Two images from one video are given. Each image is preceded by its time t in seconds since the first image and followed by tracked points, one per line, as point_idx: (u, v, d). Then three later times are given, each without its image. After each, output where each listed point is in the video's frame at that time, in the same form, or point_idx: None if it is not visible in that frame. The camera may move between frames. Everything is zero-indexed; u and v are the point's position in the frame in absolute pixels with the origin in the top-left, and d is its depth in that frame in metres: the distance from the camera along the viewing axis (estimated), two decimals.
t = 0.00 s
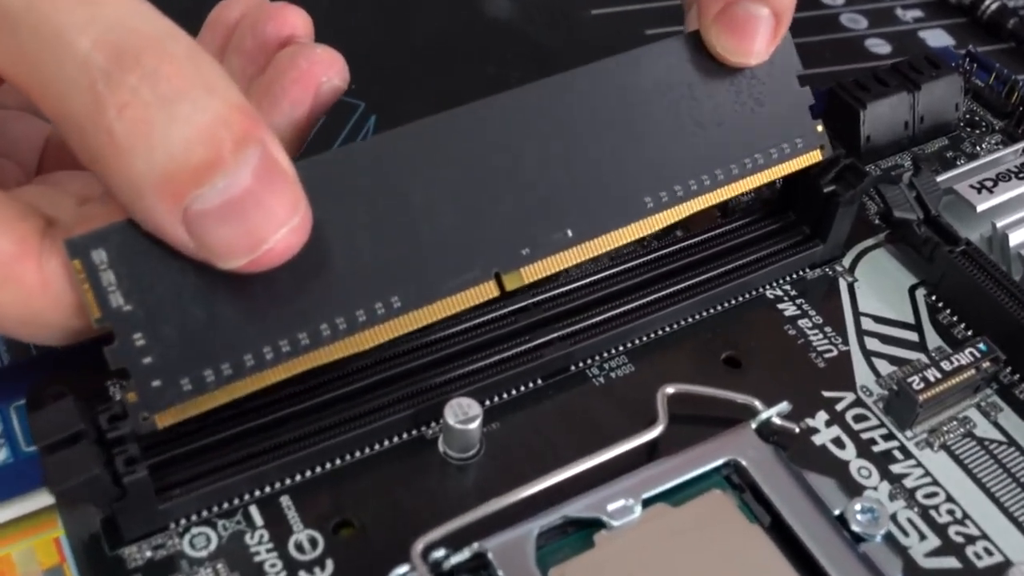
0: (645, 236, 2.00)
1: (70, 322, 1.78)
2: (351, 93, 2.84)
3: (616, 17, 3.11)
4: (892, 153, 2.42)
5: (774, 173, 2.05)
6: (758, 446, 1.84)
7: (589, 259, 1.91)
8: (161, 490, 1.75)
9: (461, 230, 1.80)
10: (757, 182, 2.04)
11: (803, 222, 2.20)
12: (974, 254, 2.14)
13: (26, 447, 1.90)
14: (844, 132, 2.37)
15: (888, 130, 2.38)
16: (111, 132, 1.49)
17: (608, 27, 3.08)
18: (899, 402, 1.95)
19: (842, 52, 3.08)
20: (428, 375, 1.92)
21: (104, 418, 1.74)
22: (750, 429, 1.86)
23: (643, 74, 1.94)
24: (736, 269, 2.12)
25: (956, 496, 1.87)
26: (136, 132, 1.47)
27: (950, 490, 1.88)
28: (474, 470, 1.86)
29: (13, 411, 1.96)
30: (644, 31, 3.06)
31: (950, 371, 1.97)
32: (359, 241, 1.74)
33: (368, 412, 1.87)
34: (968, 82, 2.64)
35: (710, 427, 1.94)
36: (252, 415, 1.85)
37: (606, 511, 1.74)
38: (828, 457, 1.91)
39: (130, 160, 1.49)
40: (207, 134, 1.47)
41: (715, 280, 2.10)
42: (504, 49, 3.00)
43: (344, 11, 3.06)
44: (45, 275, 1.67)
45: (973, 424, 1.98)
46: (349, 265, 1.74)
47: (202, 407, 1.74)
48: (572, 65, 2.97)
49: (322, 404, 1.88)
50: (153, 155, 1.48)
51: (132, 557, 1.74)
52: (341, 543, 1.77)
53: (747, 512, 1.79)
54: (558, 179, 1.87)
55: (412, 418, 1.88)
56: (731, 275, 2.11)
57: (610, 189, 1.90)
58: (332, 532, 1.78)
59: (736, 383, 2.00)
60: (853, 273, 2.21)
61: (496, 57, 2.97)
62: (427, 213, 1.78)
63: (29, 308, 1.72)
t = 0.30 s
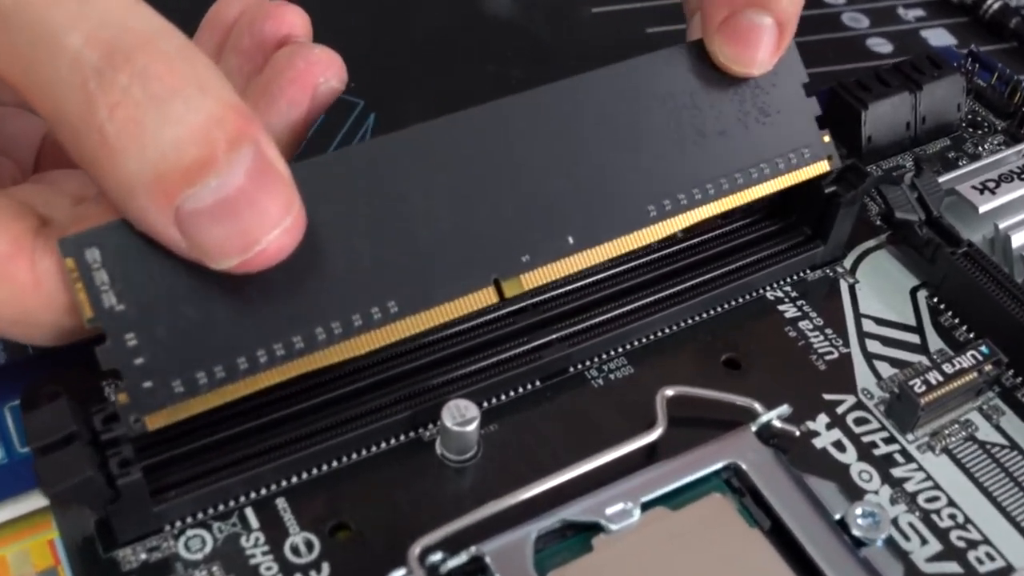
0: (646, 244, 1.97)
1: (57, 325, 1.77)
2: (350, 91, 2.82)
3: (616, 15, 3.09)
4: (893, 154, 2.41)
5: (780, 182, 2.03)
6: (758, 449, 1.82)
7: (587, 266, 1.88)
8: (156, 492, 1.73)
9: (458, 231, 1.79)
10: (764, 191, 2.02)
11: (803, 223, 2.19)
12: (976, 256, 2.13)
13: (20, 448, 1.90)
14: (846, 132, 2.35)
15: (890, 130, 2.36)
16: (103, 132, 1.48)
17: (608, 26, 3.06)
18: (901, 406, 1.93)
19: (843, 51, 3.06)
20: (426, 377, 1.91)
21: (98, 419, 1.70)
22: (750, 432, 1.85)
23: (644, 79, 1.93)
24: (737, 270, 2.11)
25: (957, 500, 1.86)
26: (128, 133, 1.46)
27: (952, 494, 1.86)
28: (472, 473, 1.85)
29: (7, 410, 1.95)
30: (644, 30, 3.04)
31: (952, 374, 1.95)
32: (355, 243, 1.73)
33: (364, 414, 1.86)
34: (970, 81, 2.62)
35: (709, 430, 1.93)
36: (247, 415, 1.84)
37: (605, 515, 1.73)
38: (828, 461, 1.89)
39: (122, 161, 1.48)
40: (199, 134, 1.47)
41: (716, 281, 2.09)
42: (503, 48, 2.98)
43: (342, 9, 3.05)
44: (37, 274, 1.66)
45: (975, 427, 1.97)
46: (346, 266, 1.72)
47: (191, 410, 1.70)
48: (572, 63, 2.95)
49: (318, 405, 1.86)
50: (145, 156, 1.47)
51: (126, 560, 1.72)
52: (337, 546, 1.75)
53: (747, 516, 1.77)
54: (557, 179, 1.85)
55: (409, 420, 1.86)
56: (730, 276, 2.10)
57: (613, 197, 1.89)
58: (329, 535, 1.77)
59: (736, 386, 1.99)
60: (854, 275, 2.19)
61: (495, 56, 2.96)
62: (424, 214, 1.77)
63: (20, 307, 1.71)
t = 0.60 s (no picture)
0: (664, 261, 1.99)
1: (85, 338, 1.79)
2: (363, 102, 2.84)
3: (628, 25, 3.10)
4: (905, 168, 2.42)
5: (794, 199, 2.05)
6: (772, 464, 1.83)
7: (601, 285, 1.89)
8: (175, 506, 1.75)
9: (474, 249, 1.80)
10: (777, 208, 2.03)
11: (816, 237, 2.20)
12: (988, 271, 2.14)
13: (39, 460, 1.91)
14: (858, 147, 2.37)
15: (902, 145, 2.38)
16: (125, 155, 1.50)
17: (620, 36, 3.07)
18: (913, 421, 1.94)
19: (854, 63, 3.07)
20: (442, 392, 1.92)
21: (118, 434, 1.74)
22: (763, 447, 1.86)
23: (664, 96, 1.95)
24: (750, 285, 2.12)
25: (970, 516, 1.87)
26: (150, 156, 1.48)
27: (964, 509, 1.87)
28: (487, 487, 1.86)
29: (25, 422, 1.97)
30: (656, 41, 3.05)
31: (965, 390, 1.96)
32: (372, 262, 1.74)
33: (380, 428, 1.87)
34: (982, 96, 2.63)
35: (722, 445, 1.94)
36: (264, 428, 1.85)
37: (619, 529, 1.74)
38: (842, 476, 1.90)
39: (144, 184, 1.50)
40: (219, 157, 1.48)
41: (729, 296, 2.10)
42: (515, 58, 2.99)
43: (356, 20, 3.06)
44: (59, 294, 1.68)
45: (987, 443, 1.98)
46: (363, 282, 1.74)
47: (212, 428, 1.73)
48: (584, 74, 2.96)
49: (334, 419, 1.88)
50: (166, 178, 1.48)
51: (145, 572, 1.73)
52: (354, 559, 1.77)
53: (761, 532, 1.78)
54: (571, 197, 1.86)
55: (425, 434, 1.88)
56: (744, 291, 2.11)
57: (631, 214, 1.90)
58: (345, 548, 1.78)
59: (749, 400, 2.00)
60: (867, 289, 2.20)
61: (508, 66, 2.97)
62: (440, 233, 1.78)
63: (41, 327, 1.73)
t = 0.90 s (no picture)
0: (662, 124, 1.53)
1: (78, 256, 1.70)
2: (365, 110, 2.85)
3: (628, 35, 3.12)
4: (904, 180, 2.43)
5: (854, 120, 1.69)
6: (770, 475, 1.84)
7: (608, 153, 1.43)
8: (177, 515, 1.76)
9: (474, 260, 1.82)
10: (760, 79, 1.53)
11: (815, 249, 2.21)
12: (986, 282, 2.15)
13: (42, 468, 1.93)
14: (857, 159, 2.38)
15: (901, 158, 2.39)
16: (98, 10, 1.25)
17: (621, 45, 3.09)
18: (911, 433, 1.96)
19: (854, 72, 3.08)
20: (443, 402, 1.93)
21: (121, 444, 1.76)
22: (763, 458, 1.87)
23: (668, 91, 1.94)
24: (750, 296, 2.13)
25: (967, 527, 1.88)
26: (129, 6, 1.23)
27: (961, 520, 1.89)
28: (487, 497, 1.87)
29: (29, 432, 1.98)
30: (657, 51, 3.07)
31: (962, 401, 1.97)
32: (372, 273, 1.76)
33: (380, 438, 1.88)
34: (982, 107, 2.64)
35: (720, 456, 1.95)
36: (266, 439, 1.87)
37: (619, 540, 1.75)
38: (840, 487, 1.91)
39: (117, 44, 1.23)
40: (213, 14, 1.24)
41: (729, 307, 2.11)
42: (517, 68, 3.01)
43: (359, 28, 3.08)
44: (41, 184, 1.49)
45: (984, 454, 1.99)
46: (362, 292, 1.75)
47: (180, 282, 1.29)
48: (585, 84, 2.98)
49: (336, 429, 1.89)
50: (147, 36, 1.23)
51: None
52: (354, 568, 1.78)
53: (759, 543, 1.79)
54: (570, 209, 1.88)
55: (425, 444, 1.89)
56: (743, 302, 2.12)
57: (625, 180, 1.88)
58: (346, 557, 1.79)
59: (748, 411, 2.01)
60: (866, 301, 2.21)
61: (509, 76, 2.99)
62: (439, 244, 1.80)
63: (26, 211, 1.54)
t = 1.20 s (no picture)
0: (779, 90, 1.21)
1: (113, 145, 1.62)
2: (373, 113, 2.86)
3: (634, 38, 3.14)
4: (909, 185, 2.45)
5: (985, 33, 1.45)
6: (776, 478, 1.86)
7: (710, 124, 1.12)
8: (188, 515, 1.77)
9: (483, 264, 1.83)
10: None
11: (821, 253, 2.23)
12: (991, 287, 2.17)
13: (54, 468, 1.94)
14: (862, 164, 2.40)
15: (906, 162, 2.40)
16: None
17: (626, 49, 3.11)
18: (916, 436, 1.97)
19: (859, 77, 3.10)
20: (452, 404, 1.95)
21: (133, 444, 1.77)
22: (769, 461, 1.89)
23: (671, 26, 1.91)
24: (758, 300, 2.15)
25: (971, 529, 1.89)
26: None
27: (966, 523, 1.90)
28: (495, 498, 1.89)
29: (41, 431, 1.99)
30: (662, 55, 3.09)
31: (968, 405, 1.99)
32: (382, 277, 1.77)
33: (389, 439, 1.90)
34: (987, 112, 2.66)
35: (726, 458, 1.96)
36: (276, 440, 1.88)
37: (626, 541, 1.76)
38: (845, 490, 1.93)
39: None
40: None
41: (736, 310, 2.13)
42: (523, 71, 3.03)
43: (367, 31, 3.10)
44: None
45: (989, 457, 2.00)
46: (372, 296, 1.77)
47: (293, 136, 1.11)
48: (591, 89, 2.99)
49: (346, 430, 1.90)
50: None
51: None
52: (364, 568, 1.79)
53: (765, 544, 1.81)
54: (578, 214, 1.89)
55: (433, 446, 1.90)
56: (750, 305, 2.14)
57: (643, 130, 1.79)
58: (356, 557, 1.81)
59: (754, 413, 2.03)
60: (871, 304, 2.23)
61: (516, 79, 3.00)
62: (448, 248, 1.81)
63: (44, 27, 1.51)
